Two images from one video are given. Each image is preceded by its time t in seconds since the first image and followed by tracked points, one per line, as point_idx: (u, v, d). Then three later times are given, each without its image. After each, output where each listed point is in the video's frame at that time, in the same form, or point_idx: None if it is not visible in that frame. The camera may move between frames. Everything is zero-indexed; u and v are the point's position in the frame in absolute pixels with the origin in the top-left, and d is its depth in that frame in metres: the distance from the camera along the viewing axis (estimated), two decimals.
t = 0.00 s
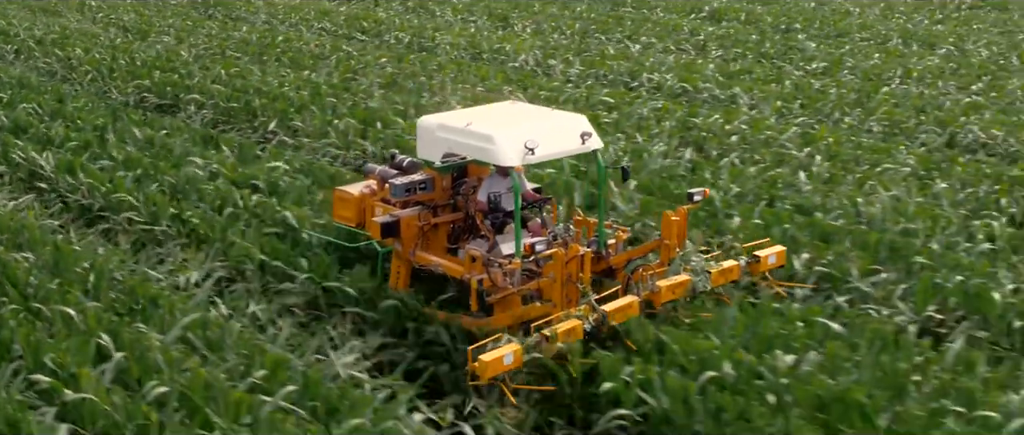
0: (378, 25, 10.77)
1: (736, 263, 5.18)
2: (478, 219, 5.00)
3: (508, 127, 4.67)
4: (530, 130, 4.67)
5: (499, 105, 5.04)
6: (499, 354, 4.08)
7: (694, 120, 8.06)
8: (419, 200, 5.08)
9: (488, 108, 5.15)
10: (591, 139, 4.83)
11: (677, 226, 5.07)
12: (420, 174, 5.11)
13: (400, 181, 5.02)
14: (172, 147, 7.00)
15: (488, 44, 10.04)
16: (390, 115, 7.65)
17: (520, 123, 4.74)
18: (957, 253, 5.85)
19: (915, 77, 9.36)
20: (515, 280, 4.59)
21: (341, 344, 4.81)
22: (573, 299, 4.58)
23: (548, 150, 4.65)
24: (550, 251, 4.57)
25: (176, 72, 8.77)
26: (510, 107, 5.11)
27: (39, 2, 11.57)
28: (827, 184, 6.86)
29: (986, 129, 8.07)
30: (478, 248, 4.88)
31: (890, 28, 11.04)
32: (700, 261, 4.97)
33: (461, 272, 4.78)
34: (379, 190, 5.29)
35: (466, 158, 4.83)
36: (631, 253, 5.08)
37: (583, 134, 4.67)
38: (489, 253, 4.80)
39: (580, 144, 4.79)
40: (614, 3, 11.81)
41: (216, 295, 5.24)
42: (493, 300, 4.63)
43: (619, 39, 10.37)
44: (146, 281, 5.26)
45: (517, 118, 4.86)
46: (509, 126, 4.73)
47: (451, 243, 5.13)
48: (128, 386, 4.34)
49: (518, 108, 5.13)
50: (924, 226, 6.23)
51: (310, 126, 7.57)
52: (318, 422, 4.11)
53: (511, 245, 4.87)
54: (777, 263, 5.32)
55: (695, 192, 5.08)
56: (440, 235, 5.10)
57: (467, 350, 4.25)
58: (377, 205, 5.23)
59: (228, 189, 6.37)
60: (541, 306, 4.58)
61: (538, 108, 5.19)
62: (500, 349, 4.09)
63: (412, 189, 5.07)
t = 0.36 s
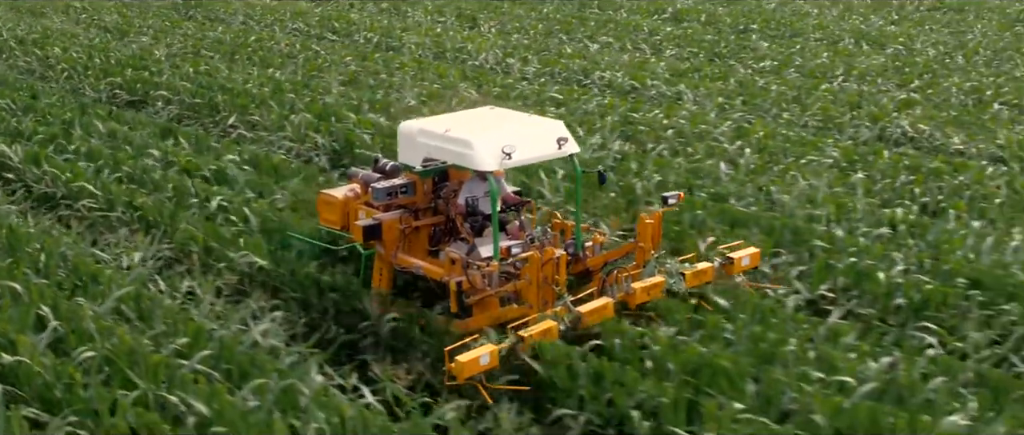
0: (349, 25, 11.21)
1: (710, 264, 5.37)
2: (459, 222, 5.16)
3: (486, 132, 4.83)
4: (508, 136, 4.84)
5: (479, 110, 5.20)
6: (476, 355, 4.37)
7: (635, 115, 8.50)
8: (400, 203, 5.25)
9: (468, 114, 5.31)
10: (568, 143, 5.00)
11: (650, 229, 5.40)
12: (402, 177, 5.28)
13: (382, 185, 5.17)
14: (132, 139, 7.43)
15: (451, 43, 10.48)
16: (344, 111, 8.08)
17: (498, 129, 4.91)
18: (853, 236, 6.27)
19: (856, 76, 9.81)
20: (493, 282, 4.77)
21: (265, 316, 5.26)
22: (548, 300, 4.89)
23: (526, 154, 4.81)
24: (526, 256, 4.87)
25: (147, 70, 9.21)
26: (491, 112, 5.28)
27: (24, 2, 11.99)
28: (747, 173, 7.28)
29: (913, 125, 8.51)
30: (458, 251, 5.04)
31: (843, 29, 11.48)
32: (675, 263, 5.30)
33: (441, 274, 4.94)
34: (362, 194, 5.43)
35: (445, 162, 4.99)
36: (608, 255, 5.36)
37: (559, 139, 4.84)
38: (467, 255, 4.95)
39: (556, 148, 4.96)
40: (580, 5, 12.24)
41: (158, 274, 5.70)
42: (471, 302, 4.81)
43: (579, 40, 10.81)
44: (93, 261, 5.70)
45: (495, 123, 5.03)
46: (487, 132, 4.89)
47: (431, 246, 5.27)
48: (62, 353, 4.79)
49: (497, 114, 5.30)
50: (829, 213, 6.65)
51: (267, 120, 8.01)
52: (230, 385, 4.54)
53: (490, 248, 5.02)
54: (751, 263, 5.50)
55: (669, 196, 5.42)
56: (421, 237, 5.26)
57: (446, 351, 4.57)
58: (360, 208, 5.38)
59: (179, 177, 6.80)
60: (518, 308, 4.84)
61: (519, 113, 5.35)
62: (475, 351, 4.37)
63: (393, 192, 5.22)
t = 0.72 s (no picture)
0: (323, 26, 11.66)
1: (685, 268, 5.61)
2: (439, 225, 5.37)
3: (464, 138, 5.02)
4: (485, 141, 5.02)
5: (461, 117, 5.40)
6: (451, 355, 4.54)
7: (581, 111, 8.93)
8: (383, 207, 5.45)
9: (450, 120, 5.51)
10: (546, 149, 5.19)
11: (624, 232, 5.62)
12: (384, 181, 5.47)
13: (365, 189, 5.37)
14: (96, 133, 7.86)
15: (418, 43, 10.93)
16: (302, 106, 8.51)
17: (478, 135, 5.11)
18: (762, 221, 6.68)
19: (803, 75, 10.25)
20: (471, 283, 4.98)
21: (201, 294, 5.69)
22: (524, 301, 5.13)
23: (503, 159, 5.00)
24: (502, 258, 5.08)
25: (121, 68, 9.65)
26: (472, 118, 5.48)
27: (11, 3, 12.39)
28: (677, 165, 7.71)
29: (847, 120, 8.94)
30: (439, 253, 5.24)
31: (800, 31, 11.92)
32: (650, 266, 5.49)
33: (422, 275, 5.13)
34: (346, 197, 5.61)
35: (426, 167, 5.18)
36: (584, 258, 5.63)
37: (536, 144, 5.04)
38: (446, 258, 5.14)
39: (534, 153, 5.14)
40: (549, 8, 12.69)
41: (106, 256, 6.14)
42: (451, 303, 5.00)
43: (542, 40, 11.26)
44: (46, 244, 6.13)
45: (475, 128, 5.23)
46: (466, 137, 5.09)
47: (414, 248, 5.47)
48: (7, 323, 5.21)
49: (479, 121, 5.50)
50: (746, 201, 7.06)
51: (228, 115, 8.45)
52: (157, 351, 4.97)
53: (468, 250, 5.21)
54: (726, 267, 5.74)
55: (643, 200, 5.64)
56: (404, 240, 5.45)
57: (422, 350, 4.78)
58: (344, 211, 5.57)
59: (137, 167, 7.23)
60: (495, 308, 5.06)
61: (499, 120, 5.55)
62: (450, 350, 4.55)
63: (376, 197, 5.41)
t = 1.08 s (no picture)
0: (298, 26, 12.13)
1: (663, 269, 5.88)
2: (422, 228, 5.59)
3: (445, 143, 5.25)
4: (466, 147, 5.26)
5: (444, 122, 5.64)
6: (431, 355, 4.71)
7: (532, 107, 9.40)
8: (368, 210, 5.68)
9: (433, 124, 5.74)
10: (526, 153, 5.42)
11: (601, 236, 5.83)
12: (369, 185, 5.72)
13: (350, 192, 5.61)
14: (66, 127, 8.30)
15: (387, 44, 11.40)
16: (264, 103, 8.97)
17: (459, 139, 5.34)
18: (681, 208, 7.09)
19: (753, 73, 10.70)
20: (452, 284, 5.19)
21: (146, 275, 6.13)
22: (503, 302, 5.30)
23: (483, 164, 5.23)
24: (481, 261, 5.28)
25: (98, 67, 10.10)
26: (454, 123, 5.71)
27: None
28: (613, 158, 8.14)
29: (785, 115, 9.39)
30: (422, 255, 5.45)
31: (759, 32, 12.38)
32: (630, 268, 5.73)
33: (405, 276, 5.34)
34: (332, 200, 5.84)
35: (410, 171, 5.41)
36: (563, 259, 5.82)
37: (515, 150, 5.28)
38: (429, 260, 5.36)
39: (514, 158, 5.38)
40: (519, 10, 13.19)
41: (62, 240, 6.58)
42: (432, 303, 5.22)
43: (508, 41, 11.73)
44: (7, 229, 6.57)
45: (457, 134, 5.46)
46: (447, 143, 5.33)
47: (398, 250, 5.70)
48: None
49: (461, 125, 5.74)
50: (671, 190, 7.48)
51: (195, 111, 8.90)
52: (96, 324, 5.40)
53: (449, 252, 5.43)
54: (700, 270, 6.02)
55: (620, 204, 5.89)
56: (388, 242, 5.68)
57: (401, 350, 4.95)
58: (330, 214, 5.80)
59: (101, 159, 7.68)
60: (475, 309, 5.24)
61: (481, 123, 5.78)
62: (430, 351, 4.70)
63: (361, 200, 5.66)
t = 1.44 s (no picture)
0: (278, 27, 12.62)
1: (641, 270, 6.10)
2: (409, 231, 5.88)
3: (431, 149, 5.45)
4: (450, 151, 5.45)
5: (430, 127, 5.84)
6: (414, 356, 4.80)
7: (490, 104, 9.88)
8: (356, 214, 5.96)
9: (419, 130, 5.95)
10: (508, 157, 5.62)
11: (581, 237, 6.09)
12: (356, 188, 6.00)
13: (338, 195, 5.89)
14: (43, 121, 8.77)
15: (361, 44, 11.91)
16: (234, 99, 9.45)
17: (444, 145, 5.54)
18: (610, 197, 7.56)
19: (708, 72, 11.18)
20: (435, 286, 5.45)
21: (100, 256, 6.62)
22: (485, 303, 5.57)
23: (467, 168, 5.43)
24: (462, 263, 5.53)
25: (80, 65, 10.55)
26: (440, 128, 5.92)
27: None
28: (558, 152, 8.62)
29: (731, 111, 9.85)
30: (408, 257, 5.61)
31: (724, 33, 12.85)
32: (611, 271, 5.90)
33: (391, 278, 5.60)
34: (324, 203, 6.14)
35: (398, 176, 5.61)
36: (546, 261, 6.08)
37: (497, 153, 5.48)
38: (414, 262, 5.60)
39: (497, 162, 5.58)
40: (493, 12, 13.68)
41: (27, 225, 7.07)
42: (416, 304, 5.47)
43: (479, 41, 12.23)
44: None
45: (443, 139, 5.66)
46: (432, 148, 5.53)
47: (385, 251, 6.00)
48: None
49: (446, 130, 5.95)
50: (607, 181, 7.94)
51: (168, 107, 9.37)
52: (49, 298, 5.89)
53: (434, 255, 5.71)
54: (679, 271, 6.21)
55: (600, 207, 6.13)
56: (376, 243, 5.98)
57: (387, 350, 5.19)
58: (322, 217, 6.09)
59: (73, 151, 8.15)
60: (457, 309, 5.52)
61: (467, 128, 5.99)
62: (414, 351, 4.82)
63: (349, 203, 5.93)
